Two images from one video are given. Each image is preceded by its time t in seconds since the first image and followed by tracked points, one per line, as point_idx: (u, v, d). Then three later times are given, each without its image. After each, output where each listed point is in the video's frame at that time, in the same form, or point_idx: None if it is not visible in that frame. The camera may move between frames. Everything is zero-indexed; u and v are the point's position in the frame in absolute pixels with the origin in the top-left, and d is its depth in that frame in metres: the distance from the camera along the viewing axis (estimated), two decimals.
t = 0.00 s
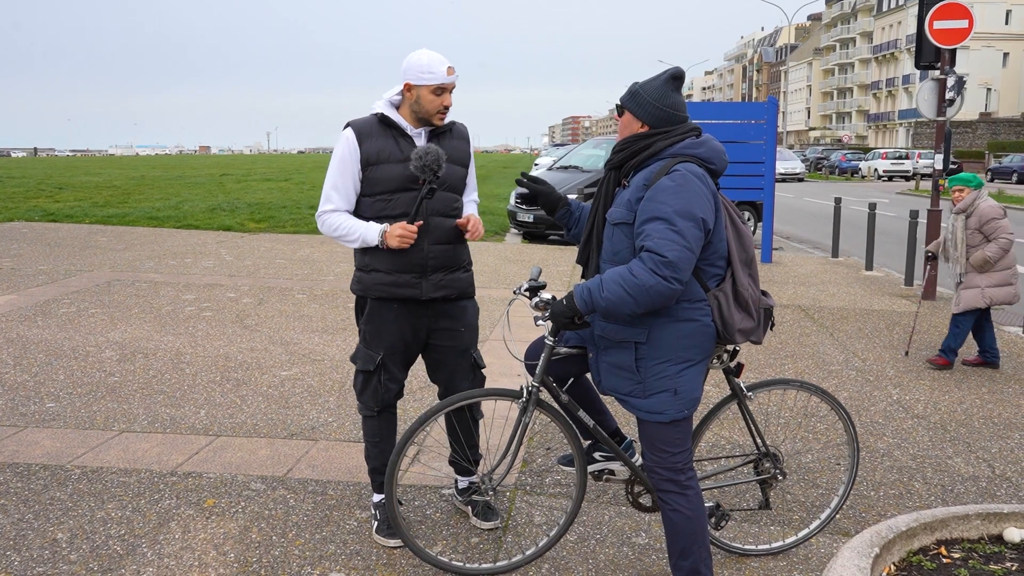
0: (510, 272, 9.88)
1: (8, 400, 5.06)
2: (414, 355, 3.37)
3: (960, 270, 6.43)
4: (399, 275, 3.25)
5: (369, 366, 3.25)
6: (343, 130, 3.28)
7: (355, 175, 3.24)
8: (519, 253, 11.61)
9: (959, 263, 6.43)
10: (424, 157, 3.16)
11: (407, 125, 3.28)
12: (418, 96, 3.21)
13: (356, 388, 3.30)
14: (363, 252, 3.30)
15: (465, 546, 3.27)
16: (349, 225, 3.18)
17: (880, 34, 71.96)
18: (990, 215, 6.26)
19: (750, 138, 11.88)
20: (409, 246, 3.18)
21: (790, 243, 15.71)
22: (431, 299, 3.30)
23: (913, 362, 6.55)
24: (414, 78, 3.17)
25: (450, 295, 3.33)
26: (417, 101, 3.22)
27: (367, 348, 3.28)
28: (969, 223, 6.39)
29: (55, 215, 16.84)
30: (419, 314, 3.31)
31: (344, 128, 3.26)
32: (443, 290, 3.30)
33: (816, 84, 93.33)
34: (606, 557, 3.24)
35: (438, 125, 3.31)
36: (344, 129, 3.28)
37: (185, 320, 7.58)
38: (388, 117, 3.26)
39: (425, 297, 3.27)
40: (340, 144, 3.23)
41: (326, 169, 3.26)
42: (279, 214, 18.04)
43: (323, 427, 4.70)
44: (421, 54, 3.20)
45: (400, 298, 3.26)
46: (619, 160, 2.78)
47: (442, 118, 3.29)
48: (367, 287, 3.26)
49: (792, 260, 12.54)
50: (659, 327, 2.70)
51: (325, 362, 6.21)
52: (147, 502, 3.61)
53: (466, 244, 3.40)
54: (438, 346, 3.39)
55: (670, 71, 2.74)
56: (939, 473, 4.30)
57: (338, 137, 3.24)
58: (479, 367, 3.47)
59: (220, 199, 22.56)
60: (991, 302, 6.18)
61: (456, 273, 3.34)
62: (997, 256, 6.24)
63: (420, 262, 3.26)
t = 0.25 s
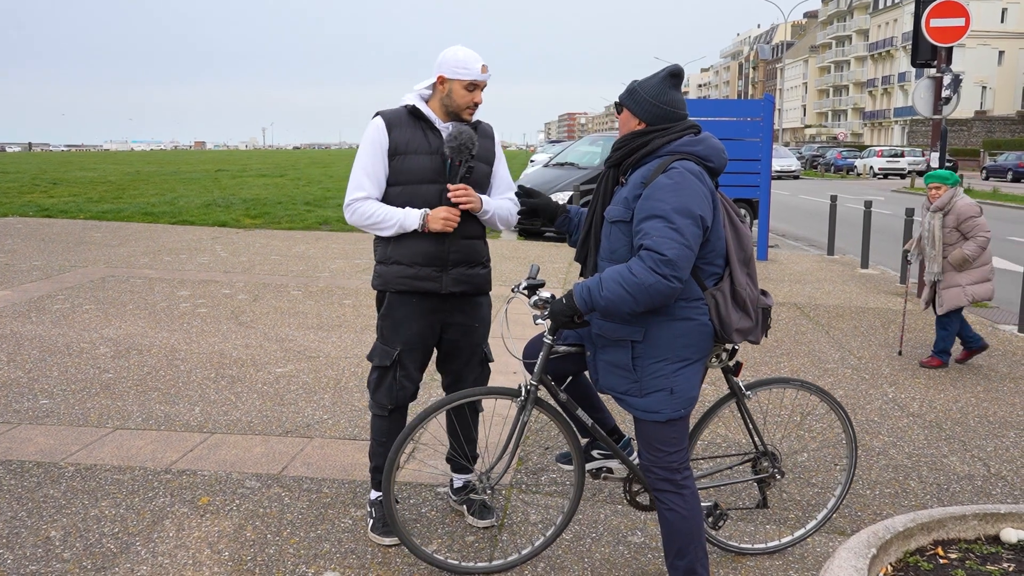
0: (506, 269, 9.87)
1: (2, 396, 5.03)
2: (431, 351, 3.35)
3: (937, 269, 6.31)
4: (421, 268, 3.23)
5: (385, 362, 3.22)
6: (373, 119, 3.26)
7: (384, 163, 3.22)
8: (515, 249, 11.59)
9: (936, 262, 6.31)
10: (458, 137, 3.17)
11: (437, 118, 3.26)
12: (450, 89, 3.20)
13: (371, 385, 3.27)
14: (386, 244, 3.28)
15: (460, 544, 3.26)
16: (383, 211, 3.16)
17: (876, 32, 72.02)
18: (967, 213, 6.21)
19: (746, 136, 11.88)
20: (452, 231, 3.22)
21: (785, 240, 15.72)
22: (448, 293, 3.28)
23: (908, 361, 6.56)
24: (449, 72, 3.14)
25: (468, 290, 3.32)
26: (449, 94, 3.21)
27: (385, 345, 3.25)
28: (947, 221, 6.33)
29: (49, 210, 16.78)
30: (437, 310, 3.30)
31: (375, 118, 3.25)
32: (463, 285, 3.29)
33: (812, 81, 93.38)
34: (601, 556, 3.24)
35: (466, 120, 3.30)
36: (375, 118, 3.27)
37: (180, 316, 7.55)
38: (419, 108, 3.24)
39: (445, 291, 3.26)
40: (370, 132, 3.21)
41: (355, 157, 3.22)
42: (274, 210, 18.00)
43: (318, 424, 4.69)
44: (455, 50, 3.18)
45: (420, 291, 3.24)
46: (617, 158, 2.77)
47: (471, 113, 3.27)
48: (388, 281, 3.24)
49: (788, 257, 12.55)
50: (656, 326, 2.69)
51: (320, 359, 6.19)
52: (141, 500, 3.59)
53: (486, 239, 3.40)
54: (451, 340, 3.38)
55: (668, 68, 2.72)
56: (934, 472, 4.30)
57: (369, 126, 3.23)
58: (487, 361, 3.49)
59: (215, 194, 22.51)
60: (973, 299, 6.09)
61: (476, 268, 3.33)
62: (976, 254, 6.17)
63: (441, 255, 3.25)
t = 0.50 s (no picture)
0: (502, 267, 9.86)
1: None
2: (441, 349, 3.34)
3: (919, 268, 6.30)
4: (432, 267, 3.23)
5: (398, 360, 3.19)
6: (387, 116, 3.25)
7: (399, 161, 3.22)
8: (511, 247, 11.58)
9: (918, 260, 6.29)
10: (464, 135, 3.16)
11: (452, 118, 3.26)
12: (466, 91, 3.19)
13: (384, 383, 3.24)
14: (397, 241, 3.28)
15: (457, 543, 3.26)
16: (397, 211, 3.16)
17: (872, 31, 72.11)
18: (947, 210, 6.23)
19: (743, 134, 11.89)
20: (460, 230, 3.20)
21: (781, 238, 15.74)
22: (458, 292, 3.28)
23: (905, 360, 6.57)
24: (466, 75, 3.14)
25: (479, 289, 3.33)
26: (465, 95, 3.20)
27: (396, 342, 3.23)
28: (926, 220, 6.35)
29: (44, 207, 16.73)
30: (447, 309, 3.30)
31: (390, 115, 3.24)
32: (473, 284, 3.29)
33: (807, 79, 93.46)
34: (598, 555, 3.24)
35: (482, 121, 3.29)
36: (389, 116, 3.25)
37: (176, 314, 7.53)
38: (434, 107, 3.23)
39: (455, 289, 3.26)
40: (386, 130, 3.19)
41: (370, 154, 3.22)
42: (270, 207, 17.97)
43: (315, 422, 4.68)
44: (470, 52, 3.16)
45: (430, 290, 3.24)
46: (615, 157, 2.77)
47: (486, 114, 3.26)
48: (400, 279, 3.23)
49: (784, 256, 12.57)
50: (655, 325, 2.68)
51: (317, 357, 6.19)
52: (137, 498, 3.58)
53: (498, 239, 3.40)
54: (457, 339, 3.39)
55: (664, 66, 2.72)
56: (930, 471, 4.31)
57: (383, 123, 3.21)
58: (492, 360, 3.50)
59: (210, 191, 22.47)
60: (957, 297, 6.16)
61: (487, 267, 3.33)
62: (957, 251, 6.19)
63: (452, 254, 3.25)
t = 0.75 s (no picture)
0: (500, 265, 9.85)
1: None
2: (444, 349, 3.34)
3: (900, 266, 6.27)
4: (432, 267, 3.22)
5: (405, 360, 3.20)
6: (387, 116, 3.25)
7: (396, 161, 3.20)
8: (509, 246, 11.57)
9: (898, 258, 6.27)
10: (450, 143, 3.16)
11: (451, 119, 3.25)
12: (465, 94, 3.18)
13: (395, 384, 3.25)
14: (396, 242, 3.27)
15: (455, 543, 3.26)
16: (388, 213, 3.14)
17: (870, 29, 72.15)
18: (926, 207, 6.22)
19: (740, 132, 11.89)
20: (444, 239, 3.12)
21: (779, 237, 15.75)
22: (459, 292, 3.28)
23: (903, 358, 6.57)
24: (465, 77, 3.12)
25: (478, 290, 3.32)
26: (464, 98, 3.19)
27: (402, 343, 3.24)
28: (905, 217, 6.33)
29: (41, 205, 16.70)
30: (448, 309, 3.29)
31: (390, 115, 3.23)
32: (473, 285, 3.29)
33: (805, 78, 93.49)
34: (597, 555, 3.23)
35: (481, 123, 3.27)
36: (389, 115, 3.25)
37: (173, 313, 7.52)
38: (434, 108, 3.23)
39: (456, 289, 3.25)
40: (383, 129, 3.19)
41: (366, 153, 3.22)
42: (267, 205, 17.95)
43: (312, 422, 4.67)
44: (469, 53, 3.14)
45: (431, 291, 3.23)
46: (613, 157, 2.76)
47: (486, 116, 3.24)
48: (399, 280, 3.23)
49: (781, 254, 12.58)
50: (655, 324, 2.68)
51: (314, 356, 6.18)
52: (134, 498, 3.57)
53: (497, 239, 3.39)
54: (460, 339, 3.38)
55: (661, 66, 2.72)
56: (929, 470, 4.31)
57: (383, 123, 3.21)
58: (492, 360, 3.50)
59: (208, 189, 22.44)
60: (935, 295, 6.17)
61: (485, 267, 3.33)
62: (935, 249, 6.20)
63: (452, 255, 3.24)
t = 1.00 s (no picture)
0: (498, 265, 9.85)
1: None
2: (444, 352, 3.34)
3: (877, 258, 6.31)
4: (432, 271, 3.22)
5: (400, 362, 3.20)
6: (380, 122, 3.22)
7: (395, 168, 3.19)
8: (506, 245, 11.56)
9: (874, 253, 6.31)
10: (443, 153, 3.09)
11: (446, 121, 3.23)
12: (459, 93, 3.14)
13: (388, 385, 3.26)
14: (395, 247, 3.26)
15: (451, 544, 3.26)
16: (386, 220, 3.13)
17: (868, 27, 72.16)
18: (904, 201, 6.20)
19: (738, 131, 11.89)
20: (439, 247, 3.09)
21: (776, 235, 15.75)
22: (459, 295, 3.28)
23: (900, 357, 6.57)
24: (455, 77, 3.10)
25: (479, 292, 3.32)
26: (459, 98, 3.15)
27: (398, 345, 3.24)
28: (883, 210, 6.32)
29: (38, 205, 16.68)
30: (449, 311, 3.28)
31: (383, 121, 3.21)
32: (474, 287, 3.29)
33: (803, 75, 93.54)
34: (593, 556, 3.22)
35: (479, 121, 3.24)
36: (382, 121, 3.22)
37: (170, 313, 7.50)
38: (429, 111, 3.21)
39: (458, 292, 3.26)
40: (378, 135, 3.17)
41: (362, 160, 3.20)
42: (265, 204, 17.93)
43: (309, 422, 4.66)
44: (460, 52, 3.13)
45: (430, 294, 3.23)
46: (609, 157, 2.75)
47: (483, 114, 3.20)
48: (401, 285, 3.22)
49: (779, 252, 12.57)
50: (651, 325, 2.67)
51: (311, 355, 6.17)
52: (129, 500, 3.56)
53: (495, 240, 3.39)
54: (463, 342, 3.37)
55: (656, 65, 2.71)
56: (926, 468, 4.31)
57: (377, 130, 3.19)
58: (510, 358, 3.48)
59: (205, 188, 22.43)
60: (911, 290, 6.12)
61: (484, 269, 3.33)
62: (914, 242, 6.15)
63: (454, 259, 3.24)
